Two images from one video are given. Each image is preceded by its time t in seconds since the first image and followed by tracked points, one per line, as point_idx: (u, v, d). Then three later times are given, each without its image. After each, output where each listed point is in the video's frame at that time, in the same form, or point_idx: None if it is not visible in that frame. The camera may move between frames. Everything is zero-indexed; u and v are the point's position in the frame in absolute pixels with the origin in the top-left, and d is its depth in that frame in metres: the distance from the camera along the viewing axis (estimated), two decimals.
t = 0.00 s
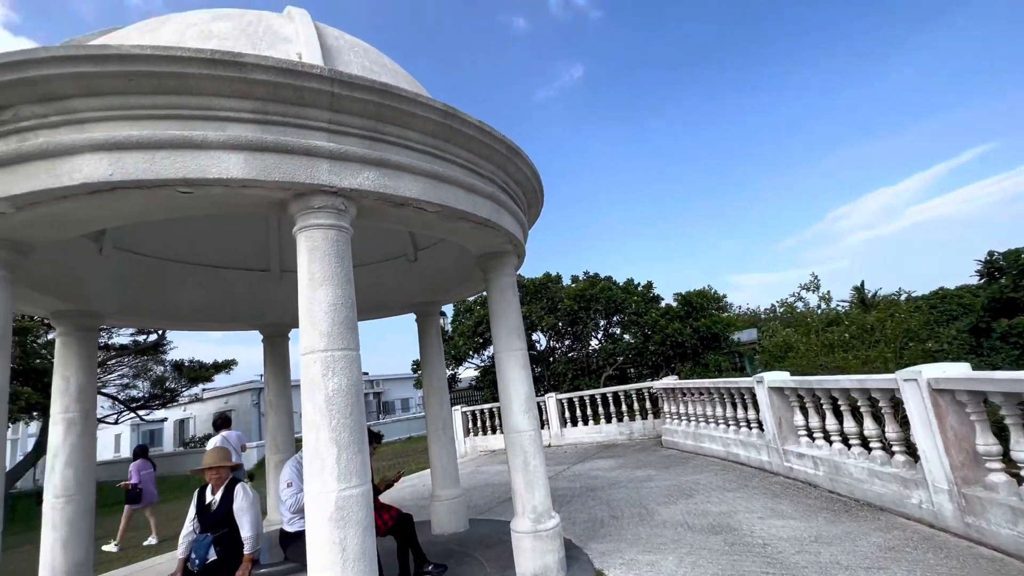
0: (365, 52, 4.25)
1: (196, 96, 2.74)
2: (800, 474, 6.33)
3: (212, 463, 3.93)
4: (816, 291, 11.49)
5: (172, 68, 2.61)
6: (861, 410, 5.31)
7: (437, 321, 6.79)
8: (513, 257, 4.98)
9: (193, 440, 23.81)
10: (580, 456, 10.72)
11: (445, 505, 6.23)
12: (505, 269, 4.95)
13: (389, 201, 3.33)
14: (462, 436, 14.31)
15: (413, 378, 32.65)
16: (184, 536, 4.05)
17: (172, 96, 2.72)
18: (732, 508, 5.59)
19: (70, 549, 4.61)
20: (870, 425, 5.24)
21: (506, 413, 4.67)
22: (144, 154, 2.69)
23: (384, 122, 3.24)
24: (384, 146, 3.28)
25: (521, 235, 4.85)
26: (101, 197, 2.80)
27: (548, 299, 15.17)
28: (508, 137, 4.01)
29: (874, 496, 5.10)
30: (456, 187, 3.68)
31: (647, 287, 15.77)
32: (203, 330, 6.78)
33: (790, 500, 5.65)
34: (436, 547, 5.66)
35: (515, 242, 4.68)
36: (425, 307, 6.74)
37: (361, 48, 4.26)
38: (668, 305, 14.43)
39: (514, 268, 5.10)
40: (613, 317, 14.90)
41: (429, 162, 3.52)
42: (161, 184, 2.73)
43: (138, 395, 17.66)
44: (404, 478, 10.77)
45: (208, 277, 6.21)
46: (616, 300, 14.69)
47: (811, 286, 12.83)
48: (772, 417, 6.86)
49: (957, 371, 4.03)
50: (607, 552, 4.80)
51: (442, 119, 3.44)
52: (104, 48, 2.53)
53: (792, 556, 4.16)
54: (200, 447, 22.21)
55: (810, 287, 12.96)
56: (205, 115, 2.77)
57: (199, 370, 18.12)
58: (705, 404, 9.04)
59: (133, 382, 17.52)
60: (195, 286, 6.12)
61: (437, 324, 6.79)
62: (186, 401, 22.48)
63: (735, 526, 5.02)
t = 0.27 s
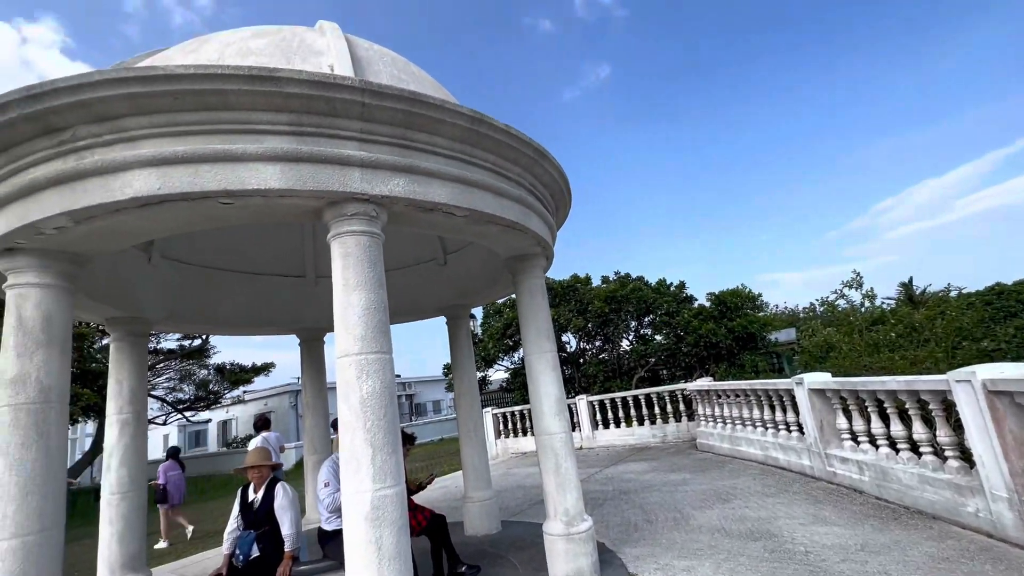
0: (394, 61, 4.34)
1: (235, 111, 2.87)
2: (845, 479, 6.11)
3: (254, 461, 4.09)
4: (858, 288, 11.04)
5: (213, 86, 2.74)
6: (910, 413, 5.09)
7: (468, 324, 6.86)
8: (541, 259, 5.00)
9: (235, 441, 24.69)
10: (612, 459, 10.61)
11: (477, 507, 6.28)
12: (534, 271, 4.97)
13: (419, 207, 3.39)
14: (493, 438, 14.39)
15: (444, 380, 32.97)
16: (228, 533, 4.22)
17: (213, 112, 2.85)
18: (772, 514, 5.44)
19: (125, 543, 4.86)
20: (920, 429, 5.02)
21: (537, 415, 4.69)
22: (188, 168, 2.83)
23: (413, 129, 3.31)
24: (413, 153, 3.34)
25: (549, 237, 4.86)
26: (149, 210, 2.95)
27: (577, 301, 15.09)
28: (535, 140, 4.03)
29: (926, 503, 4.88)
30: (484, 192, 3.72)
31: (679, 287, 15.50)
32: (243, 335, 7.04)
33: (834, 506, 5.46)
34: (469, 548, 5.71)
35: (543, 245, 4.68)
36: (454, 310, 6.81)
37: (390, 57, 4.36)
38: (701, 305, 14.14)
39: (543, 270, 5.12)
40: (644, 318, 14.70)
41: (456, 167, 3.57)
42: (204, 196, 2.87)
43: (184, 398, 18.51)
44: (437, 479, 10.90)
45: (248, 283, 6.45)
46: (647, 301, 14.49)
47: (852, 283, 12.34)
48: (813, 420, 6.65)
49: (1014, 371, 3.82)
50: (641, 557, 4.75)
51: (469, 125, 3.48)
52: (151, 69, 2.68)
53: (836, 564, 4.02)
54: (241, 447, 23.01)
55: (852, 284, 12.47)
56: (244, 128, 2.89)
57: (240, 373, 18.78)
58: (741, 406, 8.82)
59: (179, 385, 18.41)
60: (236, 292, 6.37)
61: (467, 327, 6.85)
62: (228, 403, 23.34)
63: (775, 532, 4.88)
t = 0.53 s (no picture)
0: (420, 66, 4.41)
1: (269, 120, 2.97)
2: (887, 483, 5.89)
3: (290, 459, 4.21)
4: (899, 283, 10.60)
5: (249, 96, 2.85)
6: (959, 414, 4.88)
7: (495, 324, 6.90)
8: (568, 259, 5.00)
9: (271, 439, 25.43)
10: (643, 460, 10.49)
11: (507, 506, 6.32)
12: (561, 271, 4.97)
13: (446, 209, 3.44)
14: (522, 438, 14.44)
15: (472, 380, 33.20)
16: (267, 527, 4.36)
17: (249, 122, 2.96)
18: (810, 519, 5.29)
19: (172, 536, 5.08)
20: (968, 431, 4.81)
21: (565, 415, 4.68)
22: (226, 176, 2.95)
23: (440, 133, 3.36)
24: (440, 155, 3.39)
25: (575, 237, 4.86)
26: (191, 217, 3.09)
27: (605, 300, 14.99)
28: (560, 139, 4.02)
29: (977, 509, 4.66)
30: (510, 192, 3.74)
31: (710, 284, 15.23)
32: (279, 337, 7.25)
33: (876, 511, 5.27)
34: (499, 547, 5.75)
35: (569, 244, 4.68)
36: (481, 310, 6.87)
37: (416, 62, 4.43)
38: (733, 303, 13.85)
39: (569, 269, 5.11)
40: (673, 317, 14.48)
41: (482, 168, 3.60)
42: (241, 203, 2.98)
43: (224, 397, 19.42)
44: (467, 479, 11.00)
45: (283, 286, 6.65)
46: (676, 299, 14.27)
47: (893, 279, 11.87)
48: (853, 421, 6.44)
49: None
50: (673, 559, 4.70)
51: (494, 126, 3.50)
52: (191, 82, 2.80)
53: (878, 572, 3.88)
54: (277, 446, 23.69)
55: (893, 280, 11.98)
56: (278, 137, 2.99)
57: (275, 373, 19.35)
58: (776, 407, 8.60)
59: (219, 385, 19.33)
60: (272, 295, 6.58)
61: (495, 327, 6.90)
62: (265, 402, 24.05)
63: (812, 537, 4.75)
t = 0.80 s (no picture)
0: (444, 67, 4.45)
1: (298, 124, 3.05)
2: (931, 486, 5.66)
3: (323, 453, 4.38)
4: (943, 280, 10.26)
5: (279, 102, 2.93)
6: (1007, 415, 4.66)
7: (520, 322, 6.91)
8: (593, 256, 4.97)
9: (303, 436, 26.07)
10: (671, 459, 10.37)
11: (533, 504, 6.33)
12: (586, 268, 4.96)
13: (471, 208, 3.46)
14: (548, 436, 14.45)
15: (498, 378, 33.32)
16: (300, 521, 4.48)
17: (280, 127, 3.05)
18: (846, 521, 5.14)
19: (211, 528, 5.27)
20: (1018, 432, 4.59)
21: (591, 413, 4.67)
22: (258, 180, 3.04)
23: (464, 132, 3.38)
24: (464, 155, 3.42)
25: (600, 234, 4.82)
26: (226, 220, 3.20)
27: (631, 297, 14.86)
28: (585, 136, 3.99)
29: None
30: (534, 190, 3.74)
31: (740, 280, 14.93)
32: (309, 336, 7.43)
33: (918, 515, 5.08)
34: (526, 545, 5.76)
35: (594, 242, 4.65)
36: (506, 309, 6.89)
37: (439, 63, 4.47)
38: (764, 299, 13.54)
39: (595, 266, 5.09)
40: (701, 314, 14.24)
41: (507, 166, 3.61)
42: (273, 206, 3.07)
43: (257, 394, 19.77)
44: (493, 476, 11.07)
45: (313, 286, 6.82)
46: (705, 296, 14.03)
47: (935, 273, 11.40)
48: (892, 421, 6.22)
49: None
50: (703, 560, 4.63)
51: (517, 124, 3.51)
52: (225, 90, 2.90)
53: None
54: (308, 442, 24.27)
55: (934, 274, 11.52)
56: (306, 140, 3.06)
57: (306, 371, 19.82)
58: (810, 405, 8.37)
59: (253, 381, 19.76)
60: (303, 295, 6.75)
61: (520, 325, 6.92)
62: (296, 399, 24.67)
63: (850, 540, 4.61)
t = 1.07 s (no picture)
0: (465, 64, 4.47)
1: (324, 126, 3.11)
2: (972, 488, 5.46)
3: (350, 447, 4.49)
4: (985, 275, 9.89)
5: (306, 104, 2.99)
6: None
7: (543, 318, 6.92)
8: (616, 251, 4.94)
9: (330, 430, 26.62)
10: (697, 456, 10.25)
11: (557, 500, 6.34)
12: (609, 264, 4.93)
13: (493, 205, 3.48)
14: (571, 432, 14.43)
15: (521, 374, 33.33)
16: (329, 513, 4.59)
17: (306, 128, 3.11)
18: (881, 523, 5.00)
19: (245, 518, 5.45)
20: None
21: (614, 410, 4.66)
22: (287, 181, 3.12)
23: (486, 130, 3.40)
24: (486, 152, 3.43)
25: (624, 229, 4.79)
26: (256, 221, 3.29)
27: (655, 292, 14.70)
28: (607, 130, 3.96)
29: None
30: (556, 186, 3.73)
31: (768, 275, 14.62)
32: (336, 332, 7.59)
33: (957, 518, 4.91)
34: (550, 540, 5.79)
35: (617, 237, 4.62)
36: (529, 305, 6.90)
37: (461, 61, 4.49)
38: (794, 294, 13.23)
39: (618, 262, 5.06)
40: (728, 309, 14.01)
41: (528, 163, 3.61)
42: (301, 206, 3.14)
43: (286, 388, 20.17)
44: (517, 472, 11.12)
45: (339, 284, 6.96)
46: (731, 291, 13.79)
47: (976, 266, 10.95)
48: (930, 420, 6.02)
49: None
50: (730, 559, 4.58)
51: (539, 121, 3.50)
52: (254, 94, 2.99)
53: None
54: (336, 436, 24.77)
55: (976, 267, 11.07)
56: (332, 141, 3.12)
57: (334, 367, 20.22)
58: (842, 403, 8.16)
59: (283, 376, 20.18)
60: (330, 292, 6.90)
61: (543, 321, 6.92)
62: (324, 394, 25.19)
63: (884, 542, 4.49)
